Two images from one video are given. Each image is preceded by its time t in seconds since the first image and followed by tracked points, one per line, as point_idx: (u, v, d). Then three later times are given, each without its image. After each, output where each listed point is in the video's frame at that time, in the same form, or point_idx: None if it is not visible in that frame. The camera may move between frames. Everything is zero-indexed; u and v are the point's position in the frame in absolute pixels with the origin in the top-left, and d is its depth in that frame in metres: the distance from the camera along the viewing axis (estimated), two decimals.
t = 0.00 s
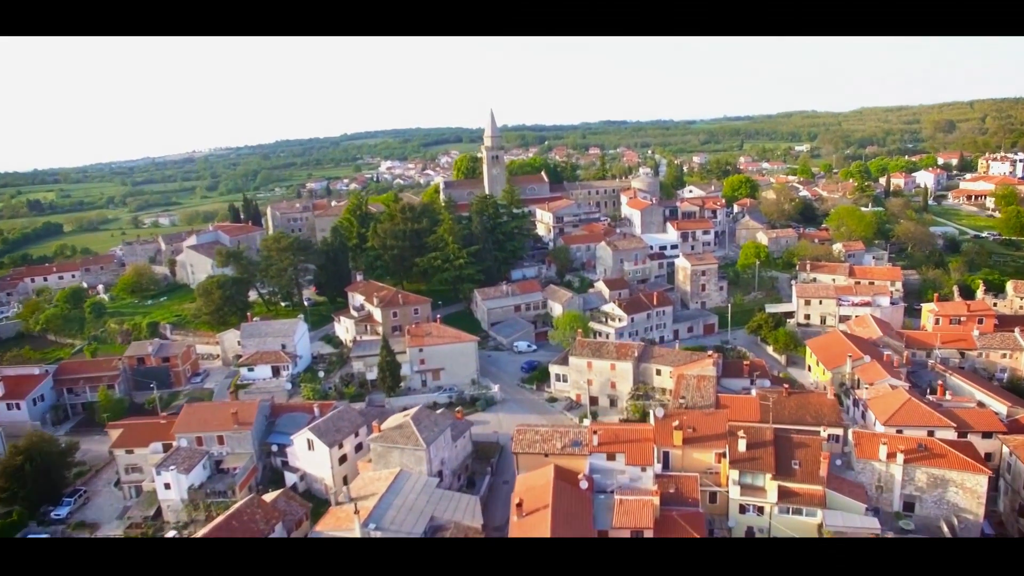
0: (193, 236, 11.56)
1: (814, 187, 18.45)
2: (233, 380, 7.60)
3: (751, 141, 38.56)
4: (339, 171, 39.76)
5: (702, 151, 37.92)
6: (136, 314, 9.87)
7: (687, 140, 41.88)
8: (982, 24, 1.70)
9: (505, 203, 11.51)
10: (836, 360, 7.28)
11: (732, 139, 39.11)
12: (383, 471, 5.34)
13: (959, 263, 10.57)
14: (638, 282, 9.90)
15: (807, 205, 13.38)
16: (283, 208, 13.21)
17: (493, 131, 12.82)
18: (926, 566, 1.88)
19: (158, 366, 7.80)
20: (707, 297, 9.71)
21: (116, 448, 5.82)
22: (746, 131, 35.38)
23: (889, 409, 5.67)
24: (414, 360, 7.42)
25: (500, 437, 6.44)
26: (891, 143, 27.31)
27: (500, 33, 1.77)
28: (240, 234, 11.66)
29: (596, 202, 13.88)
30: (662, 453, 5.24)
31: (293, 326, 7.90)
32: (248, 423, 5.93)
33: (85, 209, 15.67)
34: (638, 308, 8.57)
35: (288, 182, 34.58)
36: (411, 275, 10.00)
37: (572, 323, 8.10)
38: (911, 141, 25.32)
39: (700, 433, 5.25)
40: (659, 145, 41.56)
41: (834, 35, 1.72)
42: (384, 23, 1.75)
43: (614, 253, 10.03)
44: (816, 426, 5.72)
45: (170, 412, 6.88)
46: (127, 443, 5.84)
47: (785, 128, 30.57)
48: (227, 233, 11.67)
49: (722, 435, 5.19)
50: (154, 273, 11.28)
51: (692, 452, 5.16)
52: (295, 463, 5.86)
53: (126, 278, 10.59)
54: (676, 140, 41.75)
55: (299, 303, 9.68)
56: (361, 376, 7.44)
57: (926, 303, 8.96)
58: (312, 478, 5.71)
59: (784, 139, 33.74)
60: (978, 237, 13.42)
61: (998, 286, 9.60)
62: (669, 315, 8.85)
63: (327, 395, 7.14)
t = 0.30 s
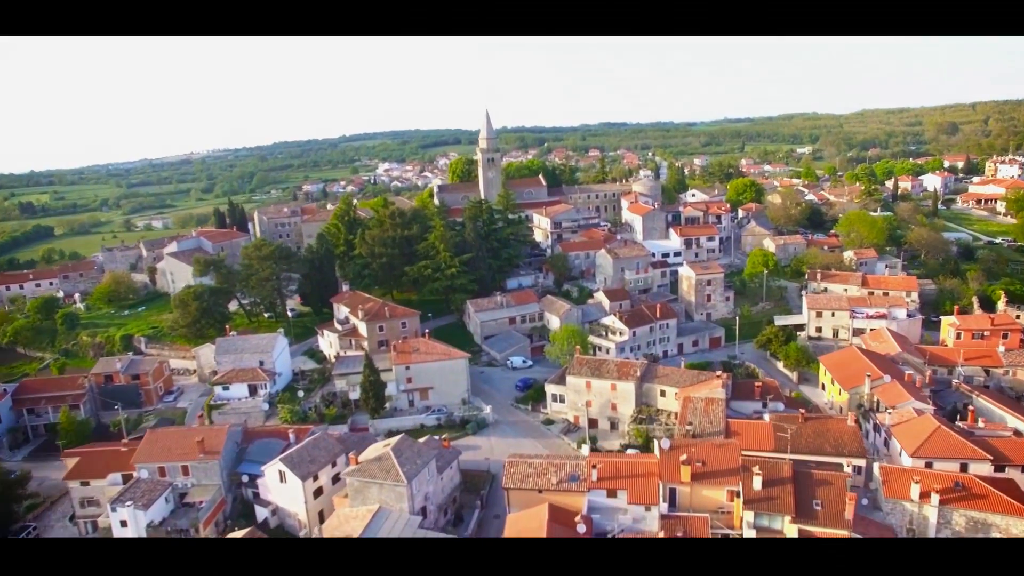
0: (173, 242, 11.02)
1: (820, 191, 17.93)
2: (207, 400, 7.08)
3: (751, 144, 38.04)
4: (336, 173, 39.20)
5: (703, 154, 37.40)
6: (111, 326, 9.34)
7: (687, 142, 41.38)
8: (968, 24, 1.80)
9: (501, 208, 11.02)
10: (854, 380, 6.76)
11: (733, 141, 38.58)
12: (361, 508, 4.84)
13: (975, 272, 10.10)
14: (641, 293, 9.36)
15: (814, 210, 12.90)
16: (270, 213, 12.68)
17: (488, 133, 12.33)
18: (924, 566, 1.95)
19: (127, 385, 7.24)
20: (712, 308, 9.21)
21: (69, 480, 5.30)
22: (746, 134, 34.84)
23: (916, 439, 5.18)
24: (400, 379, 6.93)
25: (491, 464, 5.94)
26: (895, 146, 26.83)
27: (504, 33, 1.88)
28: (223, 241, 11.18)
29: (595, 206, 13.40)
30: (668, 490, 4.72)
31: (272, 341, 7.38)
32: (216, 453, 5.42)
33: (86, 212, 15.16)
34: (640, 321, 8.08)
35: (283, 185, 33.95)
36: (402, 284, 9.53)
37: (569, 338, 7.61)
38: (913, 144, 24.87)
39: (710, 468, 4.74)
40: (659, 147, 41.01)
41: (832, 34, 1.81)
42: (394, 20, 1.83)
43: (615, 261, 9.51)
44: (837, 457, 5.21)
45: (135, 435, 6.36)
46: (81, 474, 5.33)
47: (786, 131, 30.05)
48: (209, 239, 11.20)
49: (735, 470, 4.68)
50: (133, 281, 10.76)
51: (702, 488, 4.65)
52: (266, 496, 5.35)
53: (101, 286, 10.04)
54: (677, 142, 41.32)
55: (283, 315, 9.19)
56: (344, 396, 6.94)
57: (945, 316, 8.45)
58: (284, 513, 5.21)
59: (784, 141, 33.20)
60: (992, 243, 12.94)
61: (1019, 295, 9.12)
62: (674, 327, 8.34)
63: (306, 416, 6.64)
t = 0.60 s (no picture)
0: (156, 249, 10.53)
1: (827, 194, 17.43)
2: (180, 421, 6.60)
3: (753, 146, 37.51)
4: (333, 175, 38.64)
5: (704, 157, 36.87)
6: (86, 337, 8.89)
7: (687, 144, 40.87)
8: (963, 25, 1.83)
9: (499, 213, 10.54)
10: (874, 401, 6.24)
11: (734, 143, 38.02)
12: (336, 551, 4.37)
13: (992, 279, 9.65)
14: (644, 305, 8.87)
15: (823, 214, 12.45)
16: (258, 218, 12.18)
17: (486, 133, 11.87)
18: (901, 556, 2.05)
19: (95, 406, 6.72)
20: (719, 319, 8.75)
21: (19, 517, 4.83)
22: (747, 136, 34.35)
23: (949, 472, 4.69)
24: (387, 399, 6.48)
25: (483, 494, 5.47)
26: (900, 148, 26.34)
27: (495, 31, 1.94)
28: (208, 248, 10.73)
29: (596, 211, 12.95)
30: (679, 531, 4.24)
31: (251, 356, 6.92)
32: (181, 485, 4.95)
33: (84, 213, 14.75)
34: (644, 334, 7.62)
35: (280, 187, 33.36)
36: (392, 293, 9.09)
37: (568, 355, 7.13)
38: (915, 145, 24.37)
39: (724, 506, 4.26)
40: (659, 149, 40.52)
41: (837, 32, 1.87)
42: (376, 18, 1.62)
43: (616, 270, 9.03)
44: (862, 490, 4.74)
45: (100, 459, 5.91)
46: (33, 510, 4.87)
47: (788, 133, 29.56)
48: (194, 245, 10.76)
49: (753, 510, 4.20)
50: (113, 288, 10.32)
51: (716, 531, 4.16)
52: (235, 533, 4.88)
53: (79, 294, 9.54)
54: (677, 145, 40.85)
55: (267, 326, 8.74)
56: (327, 417, 6.50)
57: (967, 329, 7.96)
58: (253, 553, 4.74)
59: (787, 143, 32.69)
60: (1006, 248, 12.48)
61: None
62: (679, 340, 7.87)
63: (285, 440, 6.18)
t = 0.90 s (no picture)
0: (137, 255, 10.07)
1: (834, 198, 16.96)
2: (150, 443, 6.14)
3: (755, 148, 36.99)
4: (331, 176, 38.18)
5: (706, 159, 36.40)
6: (60, 348, 8.43)
7: (689, 146, 40.41)
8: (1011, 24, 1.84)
9: (496, 218, 10.07)
10: (896, 422, 5.73)
11: (736, 145, 37.54)
12: None
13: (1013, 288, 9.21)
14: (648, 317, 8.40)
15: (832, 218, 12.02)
16: (247, 222, 11.73)
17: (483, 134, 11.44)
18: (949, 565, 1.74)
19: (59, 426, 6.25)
20: (727, 331, 8.30)
21: None
22: (750, 137, 33.91)
23: (992, 512, 4.22)
24: (373, 420, 6.03)
25: (472, 527, 5.01)
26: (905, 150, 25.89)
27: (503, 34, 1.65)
28: (193, 254, 10.26)
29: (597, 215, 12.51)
30: None
31: (228, 374, 6.44)
32: (141, 523, 4.47)
33: (77, 216, 14.33)
34: (648, 349, 7.15)
35: (276, 188, 32.87)
36: (383, 303, 8.63)
37: (567, 372, 6.63)
38: (919, 147, 23.89)
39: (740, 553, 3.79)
40: (661, 151, 40.09)
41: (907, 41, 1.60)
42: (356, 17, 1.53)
43: (619, 279, 8.57)
44: (893, 530, 4.24)
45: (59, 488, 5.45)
46: None
47: (790, 135, 29.08)
48: (178, 250, 10.30)
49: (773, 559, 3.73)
50: (92, 296, 9.87)
51: None
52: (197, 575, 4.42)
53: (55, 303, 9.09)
54: (678, 147, 40.37)
55: (250, 337, 8.28)
56: (308, 439, 6.05)
57: (990, 344, 7.50)
58: None
59: (789, 144, 32.22)
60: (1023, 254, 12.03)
61: None
62: (686, 354, 7.41)
63: (261, 466, 5.72)
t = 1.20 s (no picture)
0: (116, 262, 9.64)
1: (840, 201, 16.52)
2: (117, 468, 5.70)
3: (757, 150, 36.50)
4: (328, 178, 37.73)
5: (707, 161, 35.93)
6: (30, 361, 7.99)
7: (690, 147, 39.92)
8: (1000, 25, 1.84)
9: (492, 223, 9.65)
10: (921, 447, 5.27)
11: (737, 147, 37.08)
12: None
13: None
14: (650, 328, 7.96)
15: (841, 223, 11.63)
16: (234, 226, 11.29)
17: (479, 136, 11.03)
18: (941, 567, 1.89)
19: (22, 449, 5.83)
20: (733, 343, 7.88)
21: None
22: (751, 139, 33.47)
23: None
24: (355, 443, 5.60)
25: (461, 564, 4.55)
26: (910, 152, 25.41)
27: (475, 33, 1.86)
28: (175, 260, 9.85)
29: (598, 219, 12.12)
30: None
31: (201, 391, 5.99)
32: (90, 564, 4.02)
33: (71, 219, 13.92)
34: (651, 363, 6.73)
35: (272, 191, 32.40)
36: (372, 313, 8.23)
37: (565, 390, 6.18)
38: (923, 148, 23.42)
39: None
40: (661, 152, 39.63)
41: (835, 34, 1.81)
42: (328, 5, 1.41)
43: (620, 288, 8.16)
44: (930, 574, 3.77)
45: (14, 517, 4.99)
46: None
47: (792, 136, 28.58)
48: (159, 257, 9.88)
49: None
50: (69, 304, 9.43)
51: None
52: None
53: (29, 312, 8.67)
54: (678, 147, 39.91)
55: (232, 349, 7.87)
56: (285, 463, 5.61)
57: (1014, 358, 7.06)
58: None
59: (791, 145, 31.73)
60: None
61: None
62: (691, 369, 6.98)
63: (234, 494, 5.27)
